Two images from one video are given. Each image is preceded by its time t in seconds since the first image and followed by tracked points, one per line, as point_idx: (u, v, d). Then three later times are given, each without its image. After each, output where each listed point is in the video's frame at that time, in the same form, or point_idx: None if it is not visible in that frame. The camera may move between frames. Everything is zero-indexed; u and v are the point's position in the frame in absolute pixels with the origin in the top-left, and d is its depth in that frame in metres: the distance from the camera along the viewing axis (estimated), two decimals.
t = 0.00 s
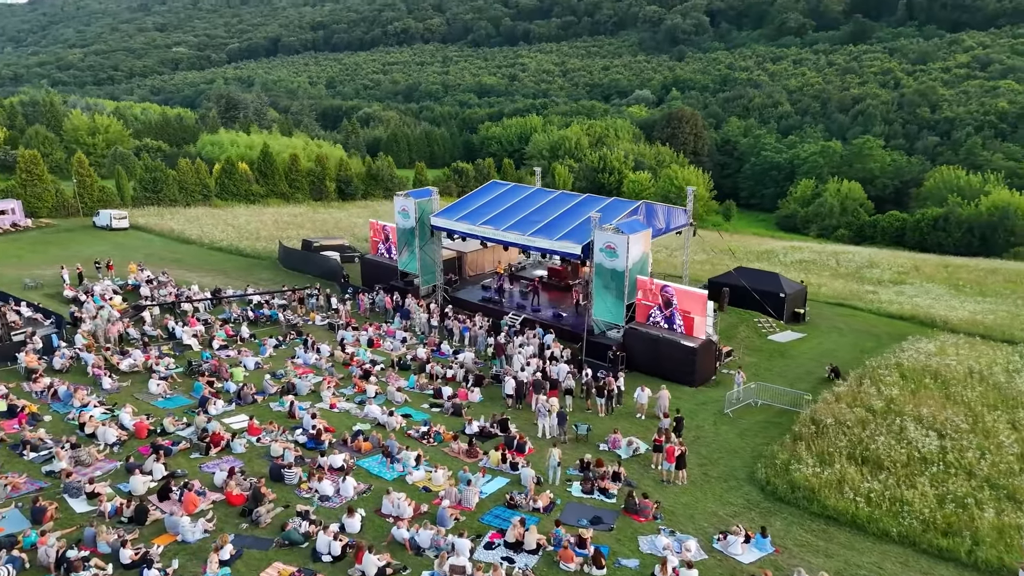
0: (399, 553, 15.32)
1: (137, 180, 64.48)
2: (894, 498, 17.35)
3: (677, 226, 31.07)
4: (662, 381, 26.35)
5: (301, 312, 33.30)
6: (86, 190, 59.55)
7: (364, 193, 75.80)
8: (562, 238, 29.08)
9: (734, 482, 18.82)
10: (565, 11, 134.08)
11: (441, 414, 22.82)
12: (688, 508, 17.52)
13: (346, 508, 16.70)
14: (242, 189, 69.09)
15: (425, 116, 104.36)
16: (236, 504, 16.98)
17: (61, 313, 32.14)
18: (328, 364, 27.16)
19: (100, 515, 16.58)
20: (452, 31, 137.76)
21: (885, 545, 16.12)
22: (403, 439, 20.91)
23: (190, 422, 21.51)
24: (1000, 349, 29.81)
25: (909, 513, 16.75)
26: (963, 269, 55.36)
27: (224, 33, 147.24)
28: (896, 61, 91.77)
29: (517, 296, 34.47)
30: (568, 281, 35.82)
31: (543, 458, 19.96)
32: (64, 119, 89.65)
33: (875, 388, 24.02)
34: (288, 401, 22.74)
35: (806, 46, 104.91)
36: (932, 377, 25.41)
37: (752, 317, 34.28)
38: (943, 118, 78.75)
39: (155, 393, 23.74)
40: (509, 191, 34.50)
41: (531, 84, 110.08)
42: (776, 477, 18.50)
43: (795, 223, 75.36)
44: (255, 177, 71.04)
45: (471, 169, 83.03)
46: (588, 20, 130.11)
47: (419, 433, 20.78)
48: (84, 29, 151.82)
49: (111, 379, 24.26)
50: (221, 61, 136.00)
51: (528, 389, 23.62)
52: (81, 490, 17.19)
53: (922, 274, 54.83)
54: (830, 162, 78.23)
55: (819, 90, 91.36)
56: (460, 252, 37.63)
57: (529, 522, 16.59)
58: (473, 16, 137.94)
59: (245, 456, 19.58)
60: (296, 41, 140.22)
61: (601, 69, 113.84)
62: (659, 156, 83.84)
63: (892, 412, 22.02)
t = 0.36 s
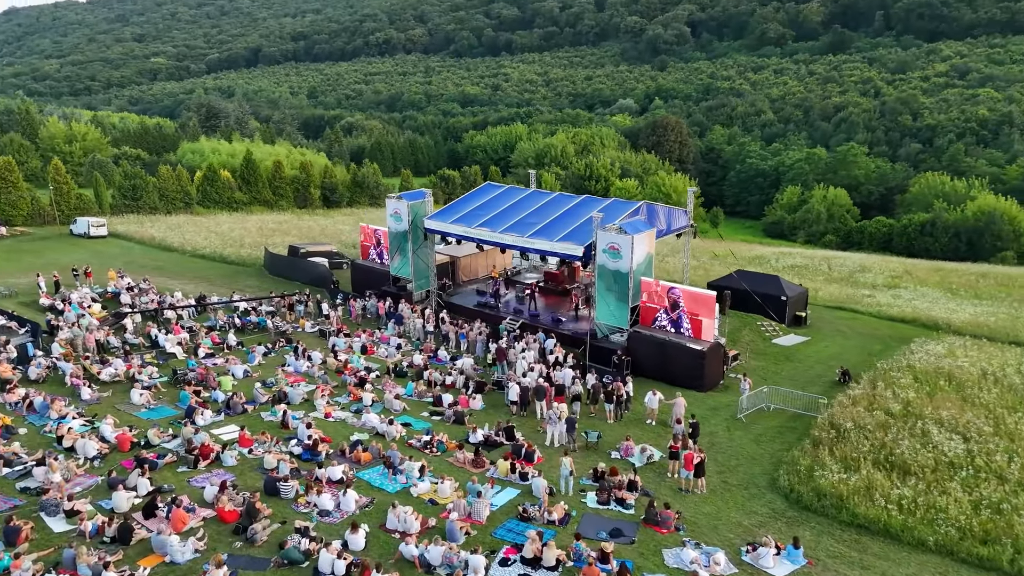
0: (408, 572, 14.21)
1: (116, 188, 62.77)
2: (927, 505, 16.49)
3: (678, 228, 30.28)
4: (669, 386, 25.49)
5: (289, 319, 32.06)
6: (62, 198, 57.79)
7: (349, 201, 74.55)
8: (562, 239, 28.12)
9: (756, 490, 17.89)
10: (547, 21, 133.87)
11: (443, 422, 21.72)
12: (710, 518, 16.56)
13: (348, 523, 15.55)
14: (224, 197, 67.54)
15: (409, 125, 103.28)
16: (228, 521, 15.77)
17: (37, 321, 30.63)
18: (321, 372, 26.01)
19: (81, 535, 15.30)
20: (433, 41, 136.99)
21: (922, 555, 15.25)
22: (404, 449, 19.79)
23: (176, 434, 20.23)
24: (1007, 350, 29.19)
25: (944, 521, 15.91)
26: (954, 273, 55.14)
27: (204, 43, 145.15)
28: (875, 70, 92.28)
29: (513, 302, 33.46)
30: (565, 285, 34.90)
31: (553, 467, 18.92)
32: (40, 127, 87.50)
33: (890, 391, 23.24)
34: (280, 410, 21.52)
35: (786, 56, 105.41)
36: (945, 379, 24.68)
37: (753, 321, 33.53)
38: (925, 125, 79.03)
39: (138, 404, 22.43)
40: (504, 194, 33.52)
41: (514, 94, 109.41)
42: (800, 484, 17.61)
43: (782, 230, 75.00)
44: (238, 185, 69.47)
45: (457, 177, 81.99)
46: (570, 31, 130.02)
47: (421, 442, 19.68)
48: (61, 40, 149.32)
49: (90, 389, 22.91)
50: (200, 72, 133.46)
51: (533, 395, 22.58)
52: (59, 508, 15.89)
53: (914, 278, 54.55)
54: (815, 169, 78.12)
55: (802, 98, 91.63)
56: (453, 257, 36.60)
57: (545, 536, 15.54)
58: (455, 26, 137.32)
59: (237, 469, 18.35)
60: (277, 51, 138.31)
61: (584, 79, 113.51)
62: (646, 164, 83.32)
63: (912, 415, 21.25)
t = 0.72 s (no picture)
0: None
1: (96, 192, 61.15)
2: (959, 508, 15.74)
3: (679, 226, 29.62)
4: (675, 388, 24.69)
5: (279, 323, 30.95)
6: (40, 202, 56.10)
7: (335, 205, 73.27)
8: (563, 237, 27.29)
9: (779, 493, 17.07)
10: (531, 28, 133.23)
11: (445, 427, 20.77)
12: (734, 524, 15.72)
13: (353, 535, 14.53)
14: (208, 201, 66.02)
15: (393, 130, 102.10)
16: (223, 533, 14.68)
17: (13, 326, 29.26)
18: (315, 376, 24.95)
19: (62, 551, 14.14)
20: (416, 48, 135.76)
21: (959, 560, 14.51)
22: (406, 455, 18.79)
23: (163, 442, 19.10)
24: (1014, 349, 28.63)
25: (979, 523, 15.19)
26: (946, 274, 54.91)
27: (184, 50, 142.47)
28: (857, 75, 92.54)
29: (510, 303, 32.60)
30: (563, 285, 34.14)
31: (565, 472, 18.01)
32: (16, 132, 85.43)
33: (906, 390, 22.56)
34: (274, 415, 20.47)
35: (768, 62, 105.56)
36: (957, 377, 24.05)
37: (756, 321, 32.88)
38: (909, 129, 79.15)
39: (122, 410, 21.26)
40: (502, 192, 32.67)
41: (499, 100, 108.54)
42: (824, 486, 16.82)
43: (770, 233, 74.58)
44: (221, 189, 67.95)
45: (445, 181, 80.98)
46: (554, 37, 129.54)
47: (424, 448, 18.69)
48: (37, 47, 146.71)
49: (71, 395, 21.69)
50: (180, 78, 130.86)
51: (538, 397, 21.67)
52: (38, 522, 14.73)
53: (907, 279, 54.26)
54: (802, 172, 77.95)
55: (785, 104, 91.73)
56: (447, 258, 35.66)
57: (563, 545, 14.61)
58: (438, 33, 136.33)
59: (230, 478, 17.26)
60: (258, 58, 135.80)
61: (568, 85, 112.90)
62: (633, 168, 82.72)
63: (931, 414, 20.56)
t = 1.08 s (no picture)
0: None
1: (76, 194, 59.66)
2: (990, 511, 15.09)
3: (680, 224, 29.00)
4: (682, 388, 23.96)
5: (269, 325, 29.96)
6: (18, 205, 54.54)
7: (321, 208, 72.06)
8: (563, 235, 26.52)
9: (800, 497, 16.34)
10: (515, 32, 132.41)
11: (447, 431, 19.89)
12: (757, 530, 14.95)
13: (356, 546, 13.60)
14: (192, 203, 64.56)
15: (378, 134, 100.86)
16: (216, 546, 13.70)
17: None
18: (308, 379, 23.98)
19: (41, 567, 13.10)
20: (401, 52, 134.25)
21: (995, 565, 13.86)
22: (407, 460, 17.90)
23: (150, 449, 18.08)
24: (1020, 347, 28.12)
25: (1014, 526, 14.55)
26: (937, 275, 54.66)
27: (165, 54, 139.74)
28: (841, 80, 92.70)
29: (507, 304, 31.78)
30: (560, 286, 33.40)
31: (576, 476, 17.21)
32: None
33: (919, 389, 21.97)
34: (267, 420, 19.51)
35: (752, 67, 105.56)
36: (968, 376, 23.49)
37: (758, 321, 32.29)
38: (893, 132, 79.14)
39: (105, 416, 20.19)
40: (498, 190, 31.85)
41: (484, 104, 107.48)
42: (848, 489, 16.13)
43: (759, 235, 74.23)
44: (205, 192, 66.51)
45: (432, 184, 80.01)
46: (539, 42, 128.84)
47: (427, 452, 17.80)
48: (15, 51, 143.96)
49: (51, 401, 20.59)
50: (162, 83, 128.57)
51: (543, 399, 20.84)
52: (17, 536, 13.70)
53: (899, 279, 53.98)
54: (790, 175, 77.73)
55: (771, 107, 91.72)
56: (440, 258, 34.85)
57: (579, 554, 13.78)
58: (422, 37, 135.14)
59: (222, 486, 16.27)
60: (241, 63, 133.65)
61: (553, 89, 112.05)
62: (621, 171, 82.17)
63: (948, 413, 19.97)
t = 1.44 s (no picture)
0: None
1: (53, 198, 58.08)
2: None
3: (681, 222, 28.28)
4: (690, 390, 23.15)
5: (257, 328, 28.81)
6: None
7: (305, 211, 70.59)
8: (563, 232, 25.74)
9: (825, 502, 15.55)
10: (498, 38, 131.10)
11: (449, 437, 18.88)
12: (786, 538, 14.09)
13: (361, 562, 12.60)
14: (173, 207, 62.91)
15: (362, 138, 99.34)
16: (208, 564, 12.65)
17: None
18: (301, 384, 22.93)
19: None
20: (383, 57, 132.20)
21: None
22: (409, 468, 16.92)
23: (134, 459, 16.94)
24: None
25: None
26: (929, 275, 54.31)
27: (144, 59, 136.87)
28: (822, 84, 92.73)
29: (503, 306, 30.86)
30: (557, 286, 32.51)
31: (589, 483, 16.30)
32: None
33: (934, 388, 21.32)
34: (259, 427, 18.45)
35: (735, 71, 105.29)
36: (981, 374, 22.84)
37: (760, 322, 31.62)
38: (877, 135, 78.99)
39: (85, 425, 18.99)
40: (492, 188, 30.95)
41: (468, 108, 106.10)
42: (876, 493, 15.35)
43: (747, 237, 73.67)
44: (187, 195, 64.83)
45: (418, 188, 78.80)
46: (522, 47, 127.74)
47: (430, 460, 16.83)
48: None
49: (27, 409, 19.36)
50: (140, 87, 125.95)
51: (549, 402, 19.93)
52: None
53: (891, 280, 53.59)
54: (776, 177, 77.40)
55: (754, 111, 91.54)
56: (433, 259, 33.86)
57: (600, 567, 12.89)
58: (405, 42, 133.25)
59: (213, 498, 15.20)
60: (221, 68, 129.88)
61: (537, 93, 110.93)
62: (608, 174, 81.47)
63: (969, 413, 19.31)
